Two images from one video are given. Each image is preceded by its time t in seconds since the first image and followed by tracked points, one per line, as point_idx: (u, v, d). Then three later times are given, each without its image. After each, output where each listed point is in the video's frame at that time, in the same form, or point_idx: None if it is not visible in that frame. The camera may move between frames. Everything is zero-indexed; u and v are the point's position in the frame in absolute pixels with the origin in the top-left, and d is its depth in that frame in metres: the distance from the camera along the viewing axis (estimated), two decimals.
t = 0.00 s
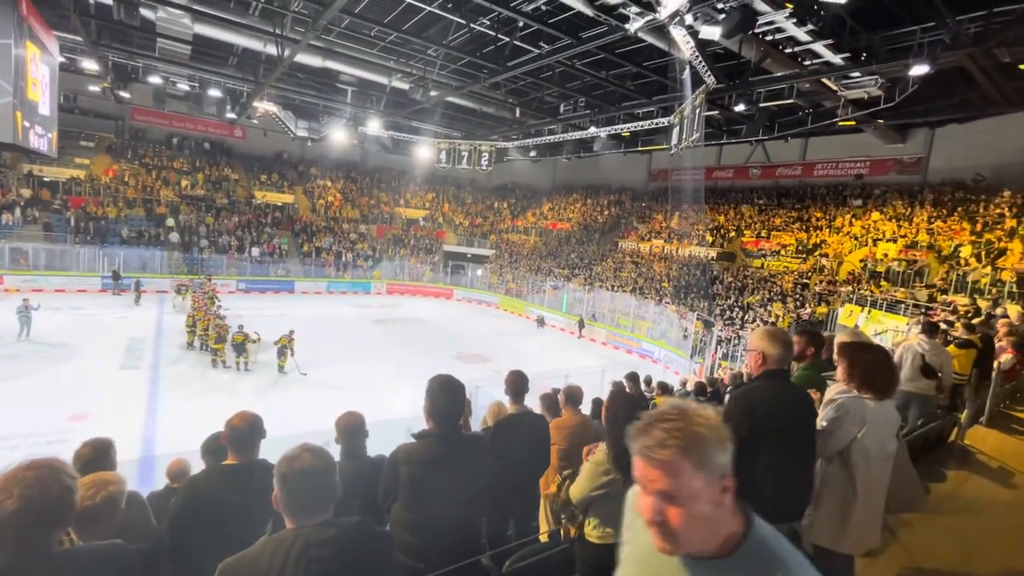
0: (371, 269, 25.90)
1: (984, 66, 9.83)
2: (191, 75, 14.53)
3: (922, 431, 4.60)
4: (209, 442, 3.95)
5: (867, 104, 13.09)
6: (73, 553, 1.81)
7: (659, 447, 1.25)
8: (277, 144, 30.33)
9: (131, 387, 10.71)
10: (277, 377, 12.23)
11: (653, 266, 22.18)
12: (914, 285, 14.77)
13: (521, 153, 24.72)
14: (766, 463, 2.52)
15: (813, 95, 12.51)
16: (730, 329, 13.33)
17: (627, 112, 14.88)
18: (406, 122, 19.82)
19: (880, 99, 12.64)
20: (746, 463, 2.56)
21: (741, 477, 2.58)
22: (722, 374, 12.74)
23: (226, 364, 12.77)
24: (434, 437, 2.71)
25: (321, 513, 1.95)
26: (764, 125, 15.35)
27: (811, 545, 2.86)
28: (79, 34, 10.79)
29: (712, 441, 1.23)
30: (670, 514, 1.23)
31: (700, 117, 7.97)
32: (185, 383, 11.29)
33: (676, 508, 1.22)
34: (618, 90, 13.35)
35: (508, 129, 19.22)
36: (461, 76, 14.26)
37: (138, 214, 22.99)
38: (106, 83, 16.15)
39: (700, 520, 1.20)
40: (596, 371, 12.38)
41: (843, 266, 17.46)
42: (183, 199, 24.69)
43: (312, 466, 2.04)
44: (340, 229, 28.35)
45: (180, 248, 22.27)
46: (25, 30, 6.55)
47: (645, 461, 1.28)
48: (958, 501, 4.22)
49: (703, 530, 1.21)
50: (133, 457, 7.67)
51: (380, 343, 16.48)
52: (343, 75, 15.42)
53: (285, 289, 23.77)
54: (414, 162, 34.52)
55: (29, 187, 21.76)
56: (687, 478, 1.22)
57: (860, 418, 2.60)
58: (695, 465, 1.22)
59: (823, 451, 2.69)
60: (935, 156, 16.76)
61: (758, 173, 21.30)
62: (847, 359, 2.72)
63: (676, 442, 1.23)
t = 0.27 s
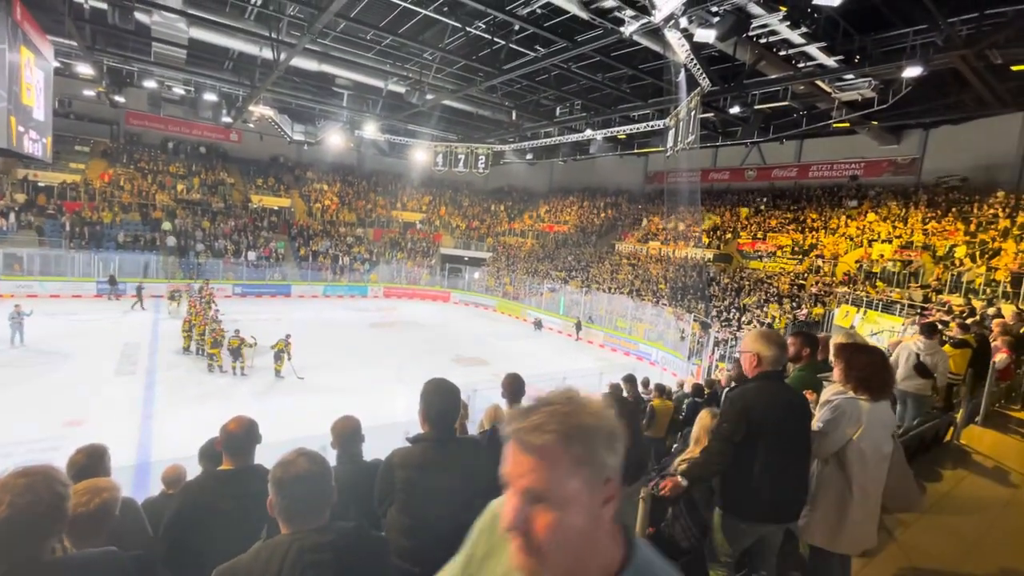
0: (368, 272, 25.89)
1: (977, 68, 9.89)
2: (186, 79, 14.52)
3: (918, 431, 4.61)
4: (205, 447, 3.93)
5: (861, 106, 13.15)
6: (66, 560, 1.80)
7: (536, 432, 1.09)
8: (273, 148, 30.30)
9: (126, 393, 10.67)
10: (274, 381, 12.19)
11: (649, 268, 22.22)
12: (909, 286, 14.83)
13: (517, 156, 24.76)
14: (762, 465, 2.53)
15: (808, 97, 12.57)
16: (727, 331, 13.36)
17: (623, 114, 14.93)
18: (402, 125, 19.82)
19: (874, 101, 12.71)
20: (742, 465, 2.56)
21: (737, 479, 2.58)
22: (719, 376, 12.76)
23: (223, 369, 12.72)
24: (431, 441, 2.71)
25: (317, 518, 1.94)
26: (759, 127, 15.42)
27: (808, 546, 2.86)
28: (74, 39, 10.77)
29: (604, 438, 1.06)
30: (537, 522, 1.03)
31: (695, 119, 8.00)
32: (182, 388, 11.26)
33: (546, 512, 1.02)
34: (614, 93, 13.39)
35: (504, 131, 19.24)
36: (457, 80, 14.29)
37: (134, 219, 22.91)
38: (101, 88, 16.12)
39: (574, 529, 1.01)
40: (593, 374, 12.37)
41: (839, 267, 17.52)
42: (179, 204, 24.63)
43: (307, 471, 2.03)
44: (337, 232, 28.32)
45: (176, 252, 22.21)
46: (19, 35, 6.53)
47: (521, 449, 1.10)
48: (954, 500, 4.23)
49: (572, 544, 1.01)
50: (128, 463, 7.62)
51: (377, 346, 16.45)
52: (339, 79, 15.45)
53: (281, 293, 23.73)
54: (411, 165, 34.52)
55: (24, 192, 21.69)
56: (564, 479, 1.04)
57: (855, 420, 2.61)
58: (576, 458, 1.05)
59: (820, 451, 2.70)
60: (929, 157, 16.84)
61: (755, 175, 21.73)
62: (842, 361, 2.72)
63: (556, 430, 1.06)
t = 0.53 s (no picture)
0: (368, 274, 25.90)
1: (975, 66, 9.90)
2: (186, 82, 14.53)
3: (919, 429, 4.61)
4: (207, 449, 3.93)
5: (860, 104, 13.16)
6: (68, 563, 1.80)
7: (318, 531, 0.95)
8: (273, 150, 30.31)
9: (126, 396, 10.67)
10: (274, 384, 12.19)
11: (650, 268, 22.23)
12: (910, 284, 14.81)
13: (517, 157, 24.77)
14: (763, 464, 2.53)
15: (807, 95, 12.57)
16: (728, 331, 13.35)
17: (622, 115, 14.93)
18: (401, 127, 19.82)
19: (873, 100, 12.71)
20: (743, 464, 2.56)
21: (738, 479, 2.58)
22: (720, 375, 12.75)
23: (223, 371, 12.73)
24: (432, 442, 2.70)
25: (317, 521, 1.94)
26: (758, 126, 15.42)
27: (809, 545, 2.86)
28: (73, 43, 10.77)
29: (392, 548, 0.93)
30: None
31: (694, 119, 8.01)
32: (182, 390, 11.26)
33: None
34: (613, 93, 13.39)
35: (503, 132, 19.25)
36: (455, 81, 14.31)
37: (133, 222, 22.91)
38: (100, 92, 16.13)
39: None
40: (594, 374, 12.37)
41: (839, 266, 17.50)
42: (178, 207, 24.63)
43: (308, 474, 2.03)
44: (337, 234, 28.34)
45: (176, 255, 22.22)
46: (18, 39, 6.53)
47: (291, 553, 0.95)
48: (955, 499, 4.22)
49: None
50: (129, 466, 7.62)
51: (378, 348, 16.46)
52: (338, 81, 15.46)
53: (281, 296, 23.74)
54: (411, 167, 34.53)
55: (24, 196, 21.70)
56: None
57: (856, 419, 2.61)
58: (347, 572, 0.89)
59: (821, 451, 2.69)
60: (928, 155, 16.85)
61: (754, 174, 22.07)
62: (843, 359, 2.72)
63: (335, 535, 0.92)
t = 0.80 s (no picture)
0: (369, 274, 25.93)
1: (976, 62, 9.88)
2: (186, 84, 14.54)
3: (922, 426, 4.61)
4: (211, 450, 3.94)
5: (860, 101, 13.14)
6: (70, 565, 1.81)
7: None
8: (273, 151, 30.34)
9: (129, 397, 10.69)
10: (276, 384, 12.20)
11: (651, 267, 22.23)
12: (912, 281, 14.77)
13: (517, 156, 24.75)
14: (764, 463, 2.53)
15: (807, 92, 12.55)
16: (729, 329, 13.33)
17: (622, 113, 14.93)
18: (402, 127, 19.82)
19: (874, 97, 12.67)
20: (744, 463, 2.56)
21: (739, 478, 2.58)
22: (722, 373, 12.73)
23: (225, 372, 12.74)
24: (434, 442, 2.70)
25: (320, 521, 1.94)
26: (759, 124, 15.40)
27: (811, 543, 2.86)
28: (73, 45, 10.76)
29: None
30: None
31: (695, 117, 8.00)
32: (185, 391, 11.28)
33: None
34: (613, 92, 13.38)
35: (503, 132, 19.24)
36: (455, 81, 14.31)
37: (135, 224, 22.94)
38: (100, 93, 16.14)
39: None
40: (595, 373, 12.37)
41: (841, 263, 17.46)
42: (179, 208, 24.66)
43: (311, 474, 2.03)
44: (338, 235, 28.36)
45: (178, 256, 22.26)
46: (18, 41, 6.54)
47: None
48: (958, 496, 4.22)
49: None
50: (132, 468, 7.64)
51: (379, 348, 16.46)
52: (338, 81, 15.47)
53: (283, 296, 23.78)
54: (411, 167, 34.54)
55: (26, 199, 21.74)
56: None
57: (859, 417, 2.61)
58: None
59: (823, 448, 2.69)
60: (930, 151, 16.82)
61: (755, 172, 21.94)
62: (845, 357, 2.71)
63: None
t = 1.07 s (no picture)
0: (371, 273, 25.97)
1: (979, 57, 9.84)
2: (187, 84, 14.57)
3: (926, 422, 4.60)
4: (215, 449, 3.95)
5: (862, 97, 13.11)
6: (73, 563, 1.81)
7: None
8: (275, 151, 30.37)
9: (132, 397, 10.73)
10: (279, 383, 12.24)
11: (653, 265, 22.21)
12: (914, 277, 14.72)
13: (518, 155, 24.74)
14: (766, 460, 2.53)
15: (809, 88, 12.52)
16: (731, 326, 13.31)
17: (623, 111, 14.90)
18: (402, 125, 19.81)
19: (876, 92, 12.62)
20: (747, 459, 2.56)
21: (741, 475, 2.59)
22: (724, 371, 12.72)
23: (229, 372, 12.78)
24: (437, 440, 2.71)
25: (324, 519, 1.95)
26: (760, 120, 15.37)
27: (814, 539, 2.86)
28: (75, 46, 10.78)
29: None
30: None
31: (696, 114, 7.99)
32: (189, 391, 11.32)
33: None
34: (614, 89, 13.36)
35: (504, 130, 19.23)
36: (456, 79, 14.30)
37: (137, 224, 23.02)
38: (102, 94, 16.17)
39: None
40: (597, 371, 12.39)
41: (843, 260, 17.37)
42: (181, 208, 24.71)
43: (315, 472, 2.03)
44: (339, 234, 28.39)
45: (180, 256, 22.33)
46: (20, 43, 6.56)
47: None
48: (961, 492, 4.21)
49: None
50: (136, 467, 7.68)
51: (382, 347, 16.51)
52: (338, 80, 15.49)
53: (285, 296, 23.83)
54: (412, 166, 34.53)
55: (29, 200, 21.81)
56: None
57: (861, 413, 2.61)
58: None
59: (826, 445, 2.68)
60: (932, 147, 16.77)
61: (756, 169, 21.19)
62: (848, 354, 2.71)
63: None
